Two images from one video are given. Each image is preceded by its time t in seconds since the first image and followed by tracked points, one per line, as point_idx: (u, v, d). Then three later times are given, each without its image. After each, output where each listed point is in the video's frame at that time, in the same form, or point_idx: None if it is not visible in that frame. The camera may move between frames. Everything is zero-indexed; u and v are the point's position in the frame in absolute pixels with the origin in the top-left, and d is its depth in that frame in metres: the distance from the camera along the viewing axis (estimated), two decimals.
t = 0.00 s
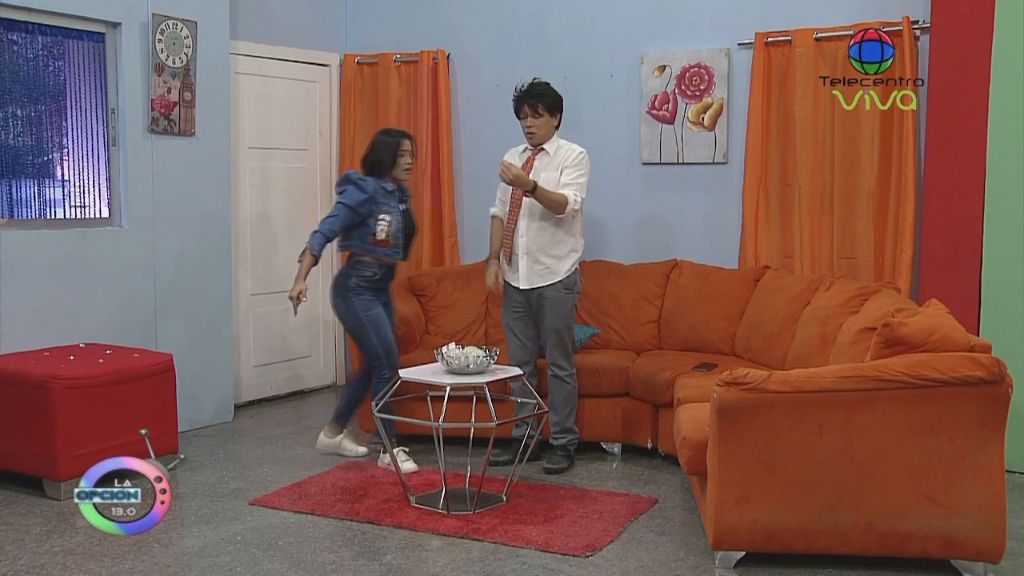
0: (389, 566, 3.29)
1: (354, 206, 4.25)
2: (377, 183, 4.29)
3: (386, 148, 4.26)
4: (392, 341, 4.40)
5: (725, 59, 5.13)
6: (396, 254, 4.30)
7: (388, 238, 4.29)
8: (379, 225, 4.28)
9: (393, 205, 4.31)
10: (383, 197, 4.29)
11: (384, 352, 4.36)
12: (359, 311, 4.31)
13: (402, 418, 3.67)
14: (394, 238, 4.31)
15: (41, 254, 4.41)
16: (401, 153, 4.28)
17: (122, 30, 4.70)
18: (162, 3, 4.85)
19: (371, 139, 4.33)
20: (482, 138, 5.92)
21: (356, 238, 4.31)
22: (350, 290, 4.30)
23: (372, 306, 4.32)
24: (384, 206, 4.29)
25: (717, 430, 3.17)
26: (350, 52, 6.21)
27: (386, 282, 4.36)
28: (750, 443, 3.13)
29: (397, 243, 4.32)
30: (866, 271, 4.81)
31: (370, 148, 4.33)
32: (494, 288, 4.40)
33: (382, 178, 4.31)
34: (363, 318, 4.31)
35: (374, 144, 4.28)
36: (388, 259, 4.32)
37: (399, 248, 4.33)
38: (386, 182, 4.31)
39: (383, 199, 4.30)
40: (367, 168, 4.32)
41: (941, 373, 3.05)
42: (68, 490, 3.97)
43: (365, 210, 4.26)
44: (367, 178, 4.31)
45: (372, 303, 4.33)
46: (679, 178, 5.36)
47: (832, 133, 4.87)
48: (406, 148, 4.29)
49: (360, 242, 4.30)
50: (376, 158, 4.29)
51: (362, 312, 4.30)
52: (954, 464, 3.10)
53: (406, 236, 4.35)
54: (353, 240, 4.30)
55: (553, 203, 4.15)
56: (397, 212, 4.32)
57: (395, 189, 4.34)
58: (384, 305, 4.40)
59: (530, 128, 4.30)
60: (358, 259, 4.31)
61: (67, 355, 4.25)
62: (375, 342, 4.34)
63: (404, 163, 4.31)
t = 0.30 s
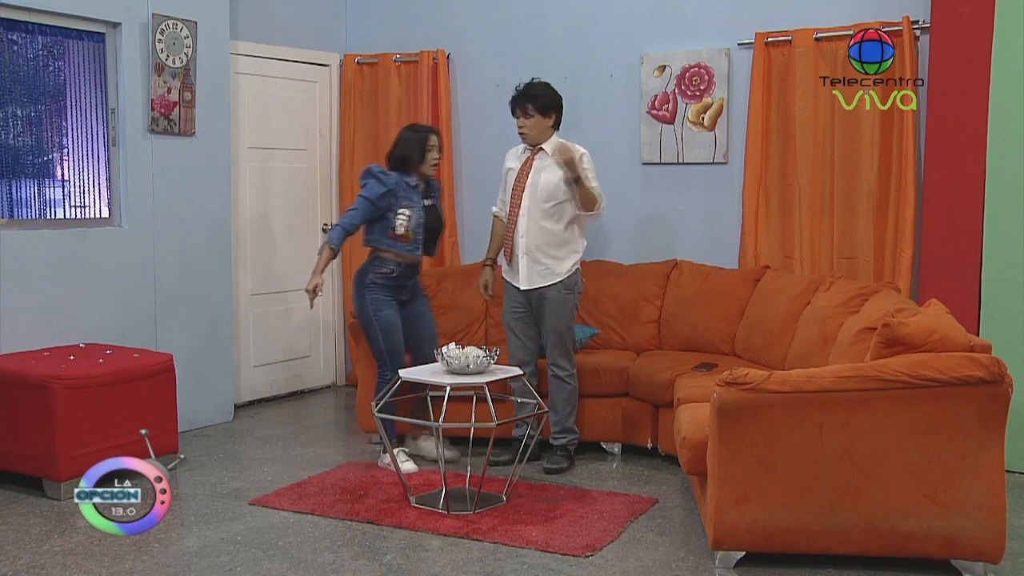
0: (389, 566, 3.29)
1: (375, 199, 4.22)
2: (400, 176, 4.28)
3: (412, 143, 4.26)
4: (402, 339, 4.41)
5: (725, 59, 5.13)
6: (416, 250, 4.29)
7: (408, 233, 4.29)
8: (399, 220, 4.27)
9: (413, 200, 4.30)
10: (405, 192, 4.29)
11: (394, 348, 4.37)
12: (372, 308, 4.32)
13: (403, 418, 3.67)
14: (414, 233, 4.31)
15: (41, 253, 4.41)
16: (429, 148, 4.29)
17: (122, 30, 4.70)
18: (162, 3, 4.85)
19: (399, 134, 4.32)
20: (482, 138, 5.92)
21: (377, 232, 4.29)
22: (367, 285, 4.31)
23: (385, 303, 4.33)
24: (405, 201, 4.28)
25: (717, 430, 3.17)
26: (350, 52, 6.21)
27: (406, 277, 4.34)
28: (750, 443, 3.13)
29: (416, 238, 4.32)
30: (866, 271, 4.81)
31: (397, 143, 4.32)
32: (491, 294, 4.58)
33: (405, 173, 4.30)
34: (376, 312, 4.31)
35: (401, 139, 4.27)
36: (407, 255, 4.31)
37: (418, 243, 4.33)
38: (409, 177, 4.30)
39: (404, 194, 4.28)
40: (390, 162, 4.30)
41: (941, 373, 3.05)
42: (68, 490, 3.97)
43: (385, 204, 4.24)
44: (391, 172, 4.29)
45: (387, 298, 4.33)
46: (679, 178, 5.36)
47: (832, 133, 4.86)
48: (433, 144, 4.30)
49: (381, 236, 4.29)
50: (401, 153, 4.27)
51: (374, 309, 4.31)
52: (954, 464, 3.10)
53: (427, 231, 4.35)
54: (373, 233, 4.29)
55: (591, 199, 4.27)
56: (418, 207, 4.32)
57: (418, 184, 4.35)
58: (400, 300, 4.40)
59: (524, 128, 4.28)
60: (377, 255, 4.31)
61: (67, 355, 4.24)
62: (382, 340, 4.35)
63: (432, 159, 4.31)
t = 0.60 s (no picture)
0: (389, 566, 3.29)
1: (396, 199, 4.25)
2: (422, 176, 4.28)
3: (432, 141, 4.26)
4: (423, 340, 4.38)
5: (725, 59, 5.13)
6: (439, 249, 4.25)
7: (430, 232, 4.27)
8: (420, 219, 4.27)
9: (434, 199, 4.29)
10: (426, 191, 4.29)
11: (416, 346, 4.35)
12: (395, 305, 4.33)
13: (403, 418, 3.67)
14: (436, 232, 4.29)
15: (41, 253, 4.41)
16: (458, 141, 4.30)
17: (122, 30, 4.70)
18: (162, 3, 4.85)
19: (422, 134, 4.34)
20: (482, 138, 5.92)
21: (403, 233, 4.31)
22: (394, 284, 4.33)
23: (408, 302, 4.32)
24: (426, 200, 4.28)
25: (717, 430, 3.17)
26: (350, 52, 6.21)
27: (432, 277, 4.32)
28: (750, 443, 3.13)
29: (439, 237, 4.30)
30: (866, 271, 4.81)
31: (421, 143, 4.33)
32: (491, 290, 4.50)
33: (428, 173, 4.30)
34: (398, 308, 4.31)
35: (422, 138, 4.29)
36: (432, 254, 4.28)
37: (442, 242, 4.30)
38: (432, 176, 4.30)
39: (425, 193, 4.28)
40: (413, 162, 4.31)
41: (941, 373, 3.05)
42: (68, 490, 3.97)
43: (405, 204, 4.26)
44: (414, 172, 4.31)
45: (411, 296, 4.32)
46: (679, 178, 5.36)
47: (832, 133, 4.86)
48: (455, 141, 4.28)
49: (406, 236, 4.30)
50: (422, 152, 4.29)
51: (397, 306, 4.32)
52: (954, 465, 3.10)
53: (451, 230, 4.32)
54: (399, 234, 4.31)
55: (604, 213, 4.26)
56: (440, 206, 4.30)
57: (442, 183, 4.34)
58: (428, 300, 4.38)
59: (524, 129, 4.29)
60: (404, 255, 4.32)
61: (67, 355, 4.24)
62: (401, 338, 4.34)
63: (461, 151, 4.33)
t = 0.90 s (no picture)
0: (389, 566, 3.29)
1: (406, 204, 4.30)
2: (431, 178, 4.32)
3: (440, 142, 4.27)
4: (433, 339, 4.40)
5: (725, 59, 5.13)
6: (450, 250, 4.28)
7: (440, 234, 4.30)
8: (431, 221, 4.30)
9: (444, 201, 4.31)
10: (436, 193, 4.32)
11: (426, 346, 4.36)
12: (407, 303, 4.37)
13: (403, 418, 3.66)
14: (447, 234, 4.31)
15: (41, 253, 4.41)
16: (464, 143, 4.29)
17: (122, 30, 4.70)
18: (162, 3, 4.85)
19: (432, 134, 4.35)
20: (482, 138, 5.92)
21: (417, 237, 4.36)
22: (408, 283, 4.38)
23: (421, 300, 4.36)
24: (436, 202, 4.31)
25: (717, 430, 3.17)
26: (350, 52, 6.21)
27: (446, 277, 4.36)
28: (750, 443, 3.13)
29: (451, 238, 4.31)
30: (866, 271, 4.81)
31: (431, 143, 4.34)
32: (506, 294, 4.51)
33: (439, 175, 4.33)
34: (410, 306, 4.36)
35: (431, 139, 4.30)
36: (443, 256, 4.32)
37: (453, 243, 4.32)
38: (442, 178, 4.32)
39: (435, 195, 4.31)
40: (423, 164, 4.33)
41: (941, 373, 3.05)
42: (68, 490, 3.97)
43: (416, 207, 4.31)
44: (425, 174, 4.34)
45: (424, 296, 4.36)
46: (679, 178, 5.36)
47: (832, 133, 4.86)
48: (464, 143, 4.27)
49: (419, 239, 4.35)
50: (431, 154, 4.30)
51: (409, 303, 4.36)
52: (953, 465, 3.10)
53: (463, 231, 4.33)
54: (413, 237, 4.37)
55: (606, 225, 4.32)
56: (450, 208, 4.31)
57: (453, 184, 4.35)
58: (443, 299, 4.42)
59: (528, 131, 4.30)
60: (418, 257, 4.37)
61: (67, 355, 4.24)
62: (410, 334, 4.37)
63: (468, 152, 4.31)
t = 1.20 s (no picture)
0: (389, 566, 3.29)
1: (399, 204, 4.30)
2: (425, 177, 4.31)
3: (434, 141, 4.25)
4: (427, 338, 4.42)
5: (725, 59, 5.13)
6: (444, 249, 4.28)
7: (434, 233, 4.30)
8: (423, 220, 4.30)
9: (437, 201, 4.31)
10: (430, 192, 4.31)
11: (420, 345, 4.39)
12: (402, 302, 4.39)
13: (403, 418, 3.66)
14: (440, 233, 4.30)
15: (41, 254, 4.41)
16: (460, 143, 4.28)
17: (122, 30, 4.70)
18: (162, 3, 4.85)
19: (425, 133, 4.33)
20: (482, 138, 5.92)
21: (412, 235, 4.36)
22: (404, 283, 4.39)
23: (415, 300, 4.37)
24: (429, 201, 4.31)
25: (717, 430, 3.17)
26: (350, 52, 6.21)
27: (440, 276, 4.36)
28: (750, 443, 3.13)
29: (444, 237, 4.31)
30: (866, 271, 4.81)
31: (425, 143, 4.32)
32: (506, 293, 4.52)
33: (432, 174, 4.32)
34: (404, 306, 4.37)
35: (424, 138, 4.29)
36: (437, 256, 4.32)
37: (447, 242, 4.32)
38: (435, 177, 4.32)
39: (428, 194, 4.31)
40: (416, 163, 4.33)
41: (941, 373, 3.05)
42: (68, 490, 3.97)
43: (409, 207, 4.31)
44: (419, 172, 4.34)
45: (418, 296, 4.37)
46: (679, 178, 5.36)
47: (832, 132, 4.86)
48: (456, 142, 4.26)
49: (413, 238, 4.35)
50: (424, 153, 4.29)
51: (404, 303, 4.38)
52: (953, 465, 3.10)
53: (456, 230, 4.32)
54: (408, 236, 4.37)
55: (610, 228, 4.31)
56: (443, 207, 4.31)
57: (447, 183, 4.34)
58: (438, 299, 4.43)
59: (528, 132, 4.30)
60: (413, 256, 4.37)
61: (67, 355, 4.24)
62: (405, 334, 4.39)
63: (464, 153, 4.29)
